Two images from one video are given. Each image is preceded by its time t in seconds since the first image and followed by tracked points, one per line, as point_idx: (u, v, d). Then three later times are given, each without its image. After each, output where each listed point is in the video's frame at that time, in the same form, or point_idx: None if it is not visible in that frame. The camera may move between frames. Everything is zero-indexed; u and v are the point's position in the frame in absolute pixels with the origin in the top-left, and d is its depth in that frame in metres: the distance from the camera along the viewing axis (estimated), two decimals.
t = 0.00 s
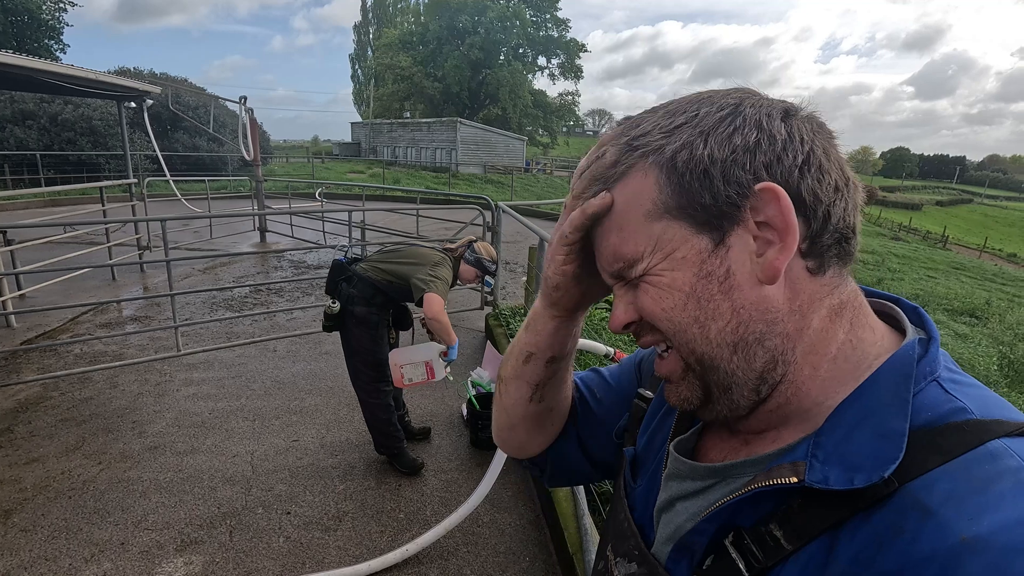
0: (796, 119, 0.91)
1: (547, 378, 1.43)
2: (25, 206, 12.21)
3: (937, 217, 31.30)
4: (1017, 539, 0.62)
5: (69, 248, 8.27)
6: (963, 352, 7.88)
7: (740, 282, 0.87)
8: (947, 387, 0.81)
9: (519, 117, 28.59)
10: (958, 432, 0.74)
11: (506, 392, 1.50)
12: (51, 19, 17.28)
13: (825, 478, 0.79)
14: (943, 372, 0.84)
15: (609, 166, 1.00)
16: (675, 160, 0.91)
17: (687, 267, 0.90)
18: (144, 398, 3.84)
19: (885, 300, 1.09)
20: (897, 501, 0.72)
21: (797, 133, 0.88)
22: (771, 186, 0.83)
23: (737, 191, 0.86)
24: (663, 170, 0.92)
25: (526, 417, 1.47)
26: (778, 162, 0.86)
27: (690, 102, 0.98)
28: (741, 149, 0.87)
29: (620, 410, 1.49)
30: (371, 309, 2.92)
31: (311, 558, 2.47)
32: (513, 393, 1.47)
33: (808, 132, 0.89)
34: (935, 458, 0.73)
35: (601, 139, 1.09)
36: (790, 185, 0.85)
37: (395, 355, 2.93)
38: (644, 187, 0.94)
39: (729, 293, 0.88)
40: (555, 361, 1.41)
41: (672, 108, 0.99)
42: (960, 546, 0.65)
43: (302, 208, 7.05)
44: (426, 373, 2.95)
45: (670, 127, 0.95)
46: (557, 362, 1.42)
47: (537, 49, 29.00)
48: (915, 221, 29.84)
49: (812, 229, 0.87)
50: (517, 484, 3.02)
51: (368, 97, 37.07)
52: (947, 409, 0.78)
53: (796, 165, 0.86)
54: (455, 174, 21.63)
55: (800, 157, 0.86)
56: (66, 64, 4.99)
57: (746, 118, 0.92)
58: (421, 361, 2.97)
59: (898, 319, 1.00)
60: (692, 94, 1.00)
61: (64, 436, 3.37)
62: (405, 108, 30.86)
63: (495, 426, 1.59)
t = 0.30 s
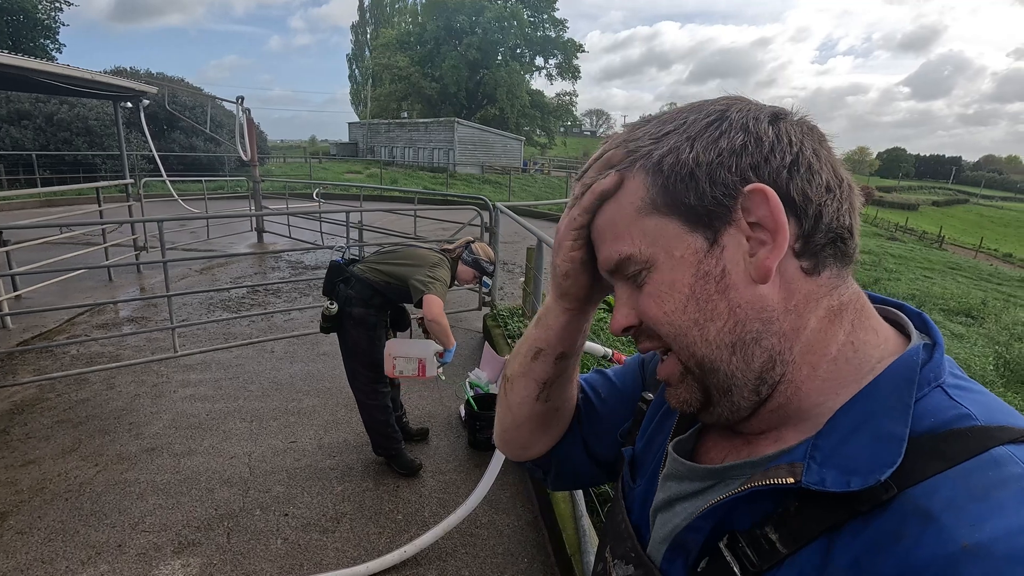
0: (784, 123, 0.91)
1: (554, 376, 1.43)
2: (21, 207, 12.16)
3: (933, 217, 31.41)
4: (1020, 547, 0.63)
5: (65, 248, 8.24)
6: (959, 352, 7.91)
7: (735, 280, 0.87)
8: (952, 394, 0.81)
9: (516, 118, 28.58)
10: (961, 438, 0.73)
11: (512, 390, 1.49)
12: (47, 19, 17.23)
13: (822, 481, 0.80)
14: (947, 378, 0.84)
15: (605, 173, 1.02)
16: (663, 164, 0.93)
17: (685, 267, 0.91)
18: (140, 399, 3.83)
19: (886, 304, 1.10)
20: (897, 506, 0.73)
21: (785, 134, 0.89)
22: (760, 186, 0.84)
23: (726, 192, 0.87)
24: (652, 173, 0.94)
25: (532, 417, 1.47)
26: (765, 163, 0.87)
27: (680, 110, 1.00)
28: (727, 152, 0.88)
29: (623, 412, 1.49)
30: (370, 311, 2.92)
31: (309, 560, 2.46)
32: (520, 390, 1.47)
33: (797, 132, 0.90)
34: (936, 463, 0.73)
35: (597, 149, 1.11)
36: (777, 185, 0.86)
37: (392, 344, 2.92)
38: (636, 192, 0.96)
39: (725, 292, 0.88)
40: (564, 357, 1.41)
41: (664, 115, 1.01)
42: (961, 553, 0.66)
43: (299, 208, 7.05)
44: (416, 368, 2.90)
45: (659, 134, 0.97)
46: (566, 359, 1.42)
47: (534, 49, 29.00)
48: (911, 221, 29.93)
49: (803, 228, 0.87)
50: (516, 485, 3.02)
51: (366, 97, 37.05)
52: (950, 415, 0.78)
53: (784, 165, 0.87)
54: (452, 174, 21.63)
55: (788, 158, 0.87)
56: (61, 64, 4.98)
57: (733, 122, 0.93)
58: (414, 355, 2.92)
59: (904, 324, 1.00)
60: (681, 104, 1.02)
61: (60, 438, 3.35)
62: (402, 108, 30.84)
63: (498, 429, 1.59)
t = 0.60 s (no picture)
0: (820, 118, 0.91)
1: (556, 340, 1.45)
2: (18, 207, 12.13)
3: (930, 217, 31.49)
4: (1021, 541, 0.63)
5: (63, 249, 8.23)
6: (956, 351, 7.93)
7: (746, 276, 0.88)
8: (952, 389, 0.81)
9: (514, 117, 28.57)
10: (963, 435, 0.74)
11: (516, 343, 1.53)
12: (44, 18, 17.19)
13: (824, 479, 0.80)
14: (948, 374, 0.84)
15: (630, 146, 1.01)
16: (693, 146, 0.92)
17: (695, 252, 0.91)
18: (140, 400, 3.82)
19: (891, 301, 1.10)
20: (898, 503, 0.73)
21: (820, 131, 0.88)
22: (784, 187, 0.84)
23: (754, 185, 0.87)
24: (679, 153, 0.93)
25: (531, 371, 1.49)
26: (794, 158, 0.86)
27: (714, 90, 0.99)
28: (758, 141, 0.88)
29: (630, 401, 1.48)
30: (371, 311, 2.92)
31: (310, 561, 2.46)
32: (522, 345, 1.50)
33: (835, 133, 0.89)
34: (938, 460, 0.73)
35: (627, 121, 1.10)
36: (801, 184, 0.86)
37: (391, 344, 2.92)
38: (658, 170, 0.95)
39: (732, 287, 0.88)
40: (565, 326, 1.42)
41: (698, 95, 1.00)
42: (962, 548, 0.66)
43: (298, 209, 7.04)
44: (415, 367, 2.89)
45: (692, 112, 0.96)
46: (567, 328, 1.43)
47: (532, 49, 29.00)
48: (908, 221, 29.99)
49: (823, 231, 0.87)
50: (517, 485, 3.02)
51: (363, 97, 37.04)
52: (951, 411, 0.78)
53: (812, 163, 0.86)
54: (450, 174, 21.62)
55: (819, 155, 0.86)
56: (59, 64, 4.96)
57: (768, 110, 0.92)
58: (411, 353, 2.91)
59: (906, 318, 1.00)
60: (715, 84, 1.01)
61: (60, 439, 3.34)
62: (400, 108, 30.81)
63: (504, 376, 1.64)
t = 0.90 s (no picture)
0: (808, 114, 0.90)
1: (553, 310, 1.45)
2: (15, 208, 12.09)
3: (928, 217, 31.57)
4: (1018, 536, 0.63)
5: (61, 249, 8.21)
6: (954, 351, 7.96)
7: (741, 274, 0.88)
8: (950, 385, 0.82)
9: (512, 117, 28.56)
10: (961, 430, 0.74)
11: (514, 310, 1.53)
12: (41, 18, 17.14)
13: (822, 475, 0.81)
14: (946, 368, 0.85)
15: (618, 154, 1.02)
16: (681, 147, 0.92)
17: (690, 253, 0.91)
18: (139, 400, 3.82)
19: (892, 294, 1.11)
20: (897, 498, 0.73)
21: (808, 125, 0.88)
22: (774, 186, 0.84)
23: (743, 180, 0.87)
24: (668, 155, 0.93)
25: (528, 338, 1.50)
26: (784, 156, 0.86)
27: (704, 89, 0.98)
28: (747, 140, 0.87)
29: (631, 396, 1.48)
30: (372, 310, 2.93)
31: (311, 560, 2.46)
32: (520, 313, 1.50)
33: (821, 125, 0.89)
34: (937, 456, 0.74)
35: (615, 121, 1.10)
36: (792, 183, 0.86)
37: (391, 342, 2.91)
38: (650, 174, 0.96)
39: (728, 287, 0.89)
40: (562, 296, 1.42)
41: (687, 93, 0.99)
42: (959, 544, 0.66)
43: (296, 209, 7.04)
44: (414, 366, 2.88)
45: (680, 114, 0.96)
46: (564, 298, 1.43)
47: (531, 49, 29.01)
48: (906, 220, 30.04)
49: (816, 226, 0.87)
50: (516, 483, 3.02)
51: (362, 97, 37.00)
52: (948, 407, 0.79)
53: (803, 160, 0.86)
54: (449, 174, 21.62)
55: (808, 152, 0.86)
56: (57, 64, 4.95)
57: (756, 108, 0.92)
58: (410, 351, 2.91)
59: (904, 313, 1.01)
60: (707, 83, 1.00)
61: (59, 440, 3.33)
62: (399, 108, 30.80)
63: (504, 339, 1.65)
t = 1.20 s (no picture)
0: (818, 111, 0.89)
1: (552, 310, 1.45)
2: (12, 207, 12.07)
3: (925, 216, 31.64)
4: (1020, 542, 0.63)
5: (57, 249, 8.19)
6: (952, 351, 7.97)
7: (744, 275, 0.88)
8: (952, 389, 0.82)
9: (510, 118, 28.56)
10: (961, 434, 0.74)
11: (513, 310, 1.53)
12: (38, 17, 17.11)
13: (823, 477, 0.81)
14: (948, 372, 0.85)
15: (619, 147, 1.01)
16: (684, 142, 0.92)
17: (693, 251, 0.91)
18: (136, 400, 3.81)
19: (893, 296, 1.11)
20: (898, 501, 0.73)
21: (817, 124, 0.88)
22: (783, 187, 0.84)
23: (748, 179, 0.86)
24: (673, 150, 0.92)
25: (527, 339, 1.50)
26: (793, 155, 0.85)
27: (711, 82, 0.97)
28: (755, 137, 0.87)
29: (629, 396, 1.48)
30: (371, 309, 2.92)
31: (308, 560, 2.45)
32: (518, 313, 1.50)
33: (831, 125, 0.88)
34: (938, 460, 0.74)
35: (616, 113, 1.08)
36: (801, 183, 0.85)
37: (389, 349, 2.93)
38: (653, 170, 0.95)
39: (732, 288, 0.89)
40: (561, 297, 1.42)
41: (693, 87, 0.98)
42: (961, 548, 0.66)
43: (294, 208, 7.03)
44: (415, 369, 2.92)
45: (686, 108, 0.94)
46: (562, 298, 1.43)
47: (529, 49, 28.99)
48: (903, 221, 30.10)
49: (823, 229, 0.87)
50: (514, 483, 3.02)
51: (360, 97, 36.99)
52: (950, 411, 0.79)
53: (811, 159, 0.85)
54: (447, 174, 21.61)
55: (817, 151, 0.86)
56: (55, 63, 4.94)
57: (765, 104, 0.91)
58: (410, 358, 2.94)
59: (906, 316, 1.01)
60: (713, 77, 0.99)
61: (56, 439, 3.33)
62: (397, 108, 30.79)
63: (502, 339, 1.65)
